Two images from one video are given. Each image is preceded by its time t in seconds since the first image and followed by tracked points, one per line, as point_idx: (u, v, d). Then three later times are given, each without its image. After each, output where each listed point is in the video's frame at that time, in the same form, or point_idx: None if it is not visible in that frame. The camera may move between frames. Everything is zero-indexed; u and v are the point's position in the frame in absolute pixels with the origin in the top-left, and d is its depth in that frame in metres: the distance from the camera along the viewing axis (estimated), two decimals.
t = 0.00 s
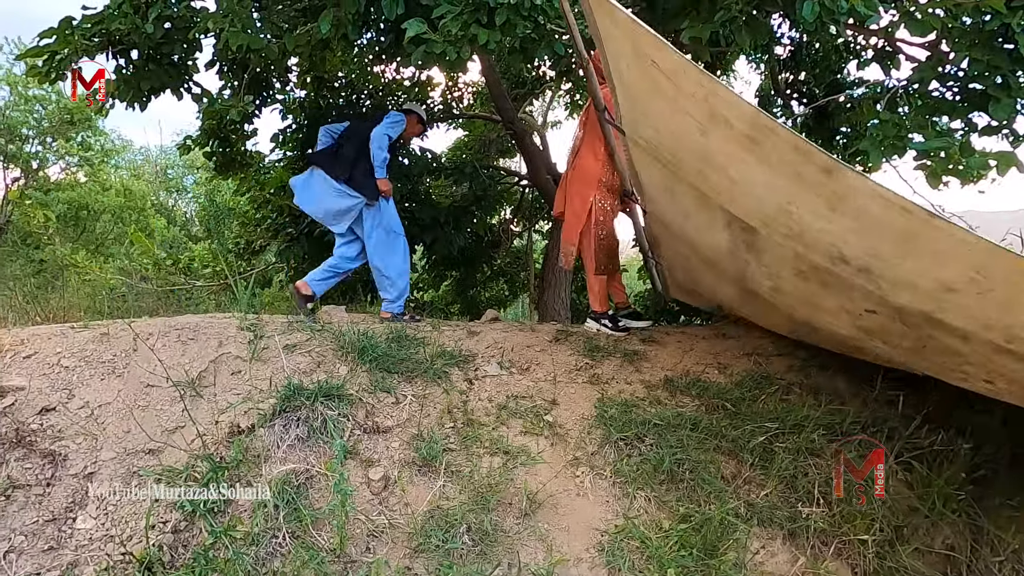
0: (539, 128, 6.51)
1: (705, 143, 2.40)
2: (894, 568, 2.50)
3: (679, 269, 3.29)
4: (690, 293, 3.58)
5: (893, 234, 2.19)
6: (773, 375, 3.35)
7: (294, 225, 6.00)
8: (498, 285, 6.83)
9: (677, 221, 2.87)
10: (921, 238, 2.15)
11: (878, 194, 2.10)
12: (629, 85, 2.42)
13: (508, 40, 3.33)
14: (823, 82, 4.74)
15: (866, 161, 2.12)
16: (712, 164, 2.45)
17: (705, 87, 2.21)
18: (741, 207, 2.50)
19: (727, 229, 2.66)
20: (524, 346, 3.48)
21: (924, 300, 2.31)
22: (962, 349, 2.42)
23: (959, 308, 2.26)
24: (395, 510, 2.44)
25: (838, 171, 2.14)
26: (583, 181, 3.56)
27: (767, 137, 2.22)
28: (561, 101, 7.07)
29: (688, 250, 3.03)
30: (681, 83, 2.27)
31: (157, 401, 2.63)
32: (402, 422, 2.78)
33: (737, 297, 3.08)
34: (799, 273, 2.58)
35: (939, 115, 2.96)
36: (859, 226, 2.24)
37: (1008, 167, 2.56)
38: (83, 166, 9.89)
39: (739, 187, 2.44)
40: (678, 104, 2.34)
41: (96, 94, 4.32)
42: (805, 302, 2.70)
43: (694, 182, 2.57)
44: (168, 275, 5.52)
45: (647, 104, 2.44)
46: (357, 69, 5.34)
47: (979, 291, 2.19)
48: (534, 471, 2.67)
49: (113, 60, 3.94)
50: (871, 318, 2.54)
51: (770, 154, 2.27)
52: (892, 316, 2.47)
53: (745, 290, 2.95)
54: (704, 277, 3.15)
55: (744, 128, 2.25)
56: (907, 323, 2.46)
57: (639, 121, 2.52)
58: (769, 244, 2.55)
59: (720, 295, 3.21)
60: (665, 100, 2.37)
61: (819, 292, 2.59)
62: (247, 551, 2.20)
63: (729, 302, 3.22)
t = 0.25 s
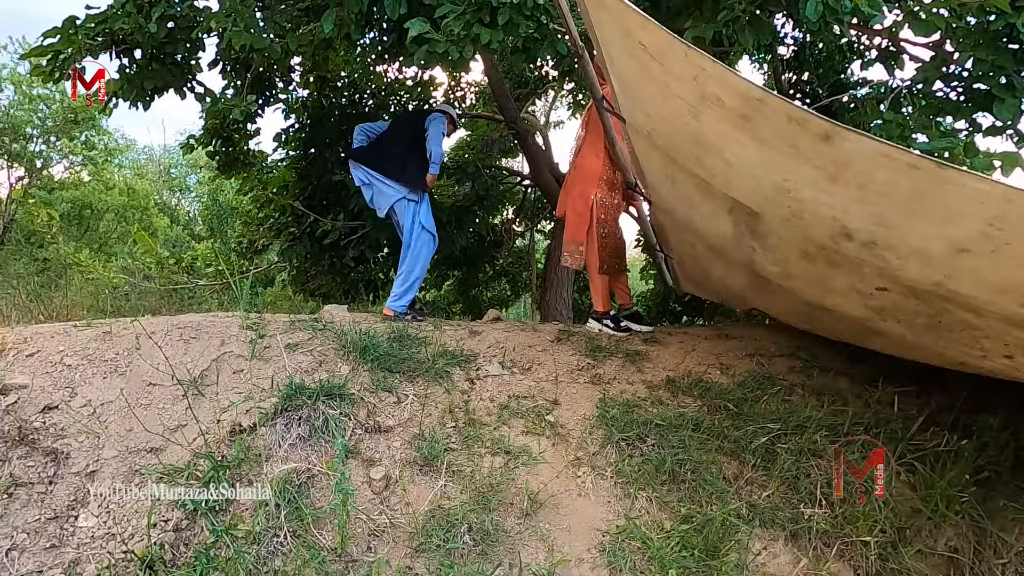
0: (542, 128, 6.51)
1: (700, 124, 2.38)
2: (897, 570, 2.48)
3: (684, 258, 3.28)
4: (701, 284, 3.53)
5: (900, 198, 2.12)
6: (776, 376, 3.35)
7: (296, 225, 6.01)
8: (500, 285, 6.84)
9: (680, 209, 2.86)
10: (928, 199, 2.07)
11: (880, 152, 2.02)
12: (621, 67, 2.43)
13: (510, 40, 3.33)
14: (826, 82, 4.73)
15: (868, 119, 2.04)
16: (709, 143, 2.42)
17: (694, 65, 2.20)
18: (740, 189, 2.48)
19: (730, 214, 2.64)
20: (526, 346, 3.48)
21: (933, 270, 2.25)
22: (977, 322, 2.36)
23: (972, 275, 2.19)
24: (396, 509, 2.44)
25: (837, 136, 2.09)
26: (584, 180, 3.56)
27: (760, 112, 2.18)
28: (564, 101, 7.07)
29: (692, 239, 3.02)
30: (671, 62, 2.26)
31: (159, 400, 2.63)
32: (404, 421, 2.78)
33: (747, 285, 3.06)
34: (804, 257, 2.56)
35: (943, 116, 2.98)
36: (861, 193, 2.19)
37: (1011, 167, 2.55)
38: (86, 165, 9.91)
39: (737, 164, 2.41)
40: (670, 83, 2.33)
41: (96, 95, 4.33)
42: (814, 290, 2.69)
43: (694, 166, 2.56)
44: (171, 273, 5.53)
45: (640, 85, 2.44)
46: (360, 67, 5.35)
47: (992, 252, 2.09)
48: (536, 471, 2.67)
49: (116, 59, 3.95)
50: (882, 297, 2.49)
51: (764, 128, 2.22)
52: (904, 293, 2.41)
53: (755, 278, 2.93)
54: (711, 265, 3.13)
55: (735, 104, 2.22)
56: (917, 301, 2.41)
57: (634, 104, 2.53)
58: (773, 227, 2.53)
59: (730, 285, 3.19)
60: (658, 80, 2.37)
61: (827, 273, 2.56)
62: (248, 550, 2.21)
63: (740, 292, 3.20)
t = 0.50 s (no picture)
0: (544, 128, 6.52)
1: (709, 80, 2.37)
2: (898, 571, 2.49)
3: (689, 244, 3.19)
4: (712, 279, 3.39)
5: (920, 144, 2.09)
6: (778, 377, 3.35)
7: (298, 224, 6.03)
8: (501, 285, 6.86)
9: (687, 185, 2.80)
10: (951, 142, 2.04)
11: (901, 88, 2.01)
12: (625, 32, 2.44)
13: (513, 39, 3.32)
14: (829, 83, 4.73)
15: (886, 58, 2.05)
16: (720, 103, 2.40)
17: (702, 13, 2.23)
18: (751, 152, 2.44)
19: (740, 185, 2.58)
20: (527, 346, 3.48)
21: (955, 230, 2.19)
22: (997, 304, 2.31)
23: (996, 233, 2.13)
24: (397, 509, 2.44)
25: (855, 74, 2.07)
26: (585, 177, 3.56)
27: (772, 58, 2.18)
28: (566, 101, 7.07)
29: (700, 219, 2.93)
30: (677, 17, 2.28)
31: (161, 399, 2.64)
32: (405, 421, 2.78)
33: (755, 273, 2.95)
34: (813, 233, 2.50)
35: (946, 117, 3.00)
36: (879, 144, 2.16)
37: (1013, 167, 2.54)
38: (90, 164, 9.93)
39: (748, 123, 2.37)
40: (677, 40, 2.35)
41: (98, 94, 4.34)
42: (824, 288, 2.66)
43: (702, 131, 2.52)
44: (173, 272, 5.54)
45: (643, 47, 2.45)
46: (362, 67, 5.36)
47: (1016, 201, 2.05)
48: (537, 471, 2.67)
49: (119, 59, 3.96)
50: (894, 278, 2.43)
51: (777, 76, 2.21)
52: (912, 282, 2.42)
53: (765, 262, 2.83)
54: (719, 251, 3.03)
55: (747, 53, 2.22)
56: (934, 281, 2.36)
57: (639, 68, 2.52)
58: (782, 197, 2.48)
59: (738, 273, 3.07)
60: (663, 39, 2.38)
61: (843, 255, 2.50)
62: (250, 549, 2.21)
63: (749, 283, 3.09)
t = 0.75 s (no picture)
0: (546, 129, 6.54)
1: (722, 37, 2.22)
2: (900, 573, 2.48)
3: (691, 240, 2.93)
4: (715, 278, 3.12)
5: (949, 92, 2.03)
6: (779, 378, 3.35)
7: (301, 224, 6.07)
8: (504, 285, 7.01)
9: (692, 170, 2.56)
10: (985, 86, 1.99)
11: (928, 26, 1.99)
12: None
13: (515, 40, 3.32)
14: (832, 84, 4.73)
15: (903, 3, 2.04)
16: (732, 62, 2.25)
17: None
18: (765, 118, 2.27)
19: (750, 161, 2.40)
20: (529, 346, 3.50)
21: (985, 186, 2.10)
22: None
23: None
24: (399, 509, 2.45)
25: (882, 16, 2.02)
26: (586, 179, 3.57)
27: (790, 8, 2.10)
28: (569, 101, 7.08)
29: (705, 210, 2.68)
30: None
31: (164, 398, 2.64)
32: (407, 421, 2.79)
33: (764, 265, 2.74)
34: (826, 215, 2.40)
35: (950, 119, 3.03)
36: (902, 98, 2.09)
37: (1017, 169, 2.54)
38: (93, 164, 9.96)
39: (763, 84, 2.24)
40: None
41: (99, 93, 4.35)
42: (827, 291, 2.64)
43: (711, 101, 2.33)
44: (175, 272, 5.55)
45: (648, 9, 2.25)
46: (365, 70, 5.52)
47: None
48: (538, 472, 2.67)
49: (123, 59, 3.97)
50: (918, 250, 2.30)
51: (795, 26, 2.11)
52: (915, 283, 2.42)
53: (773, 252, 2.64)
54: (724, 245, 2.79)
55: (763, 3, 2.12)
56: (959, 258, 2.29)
57: (641, 33, 2.30)
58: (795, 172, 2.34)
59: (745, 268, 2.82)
60: None
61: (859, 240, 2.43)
62: (252, 548, 2.21)
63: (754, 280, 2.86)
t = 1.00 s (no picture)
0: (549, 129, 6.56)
1: (745, 37, 2.14)
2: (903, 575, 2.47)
3: (701, 235, 2.86)
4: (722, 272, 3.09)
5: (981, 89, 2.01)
6: (781, 379, 3.35)
7: (304, 224, 6.08)
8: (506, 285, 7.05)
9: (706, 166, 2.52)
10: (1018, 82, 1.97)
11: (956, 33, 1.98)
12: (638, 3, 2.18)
13: (518, 41, 3.32)
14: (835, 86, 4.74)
15: (927, 10, 2.03)
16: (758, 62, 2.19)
17: None
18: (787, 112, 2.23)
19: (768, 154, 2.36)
20: (531, 347, 3.51)
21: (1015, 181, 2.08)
22: None
23: None
24: (401, 508, 2.45)
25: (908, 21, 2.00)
26: (589, 183, 3.59)
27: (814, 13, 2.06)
28: (571, 102, 7.11)
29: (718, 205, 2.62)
30: None
31: (167, 397, 2.65)
32: (409, 421, 2.79)
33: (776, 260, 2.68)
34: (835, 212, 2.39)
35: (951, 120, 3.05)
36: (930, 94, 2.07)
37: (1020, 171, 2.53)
38: (96, 163, 9.97)
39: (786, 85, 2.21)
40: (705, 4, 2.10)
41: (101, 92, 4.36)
42: (843, 282, 2.60)
43: (724, 101, 2.30)
44: (179, 271, 5.57)
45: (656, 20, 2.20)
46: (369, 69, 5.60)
47: None
48: (540, 472, 2.68)
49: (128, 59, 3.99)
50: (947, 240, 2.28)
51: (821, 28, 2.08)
52: (919, 283, 2.42)
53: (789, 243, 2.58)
54: (737, 239, 2.73)
55: (780, 11, 2.08)
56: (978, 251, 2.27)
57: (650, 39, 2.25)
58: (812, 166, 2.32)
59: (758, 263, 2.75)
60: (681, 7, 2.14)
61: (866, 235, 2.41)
62: (255, 547, 2.21)
63: (769, 278, 2.80)
